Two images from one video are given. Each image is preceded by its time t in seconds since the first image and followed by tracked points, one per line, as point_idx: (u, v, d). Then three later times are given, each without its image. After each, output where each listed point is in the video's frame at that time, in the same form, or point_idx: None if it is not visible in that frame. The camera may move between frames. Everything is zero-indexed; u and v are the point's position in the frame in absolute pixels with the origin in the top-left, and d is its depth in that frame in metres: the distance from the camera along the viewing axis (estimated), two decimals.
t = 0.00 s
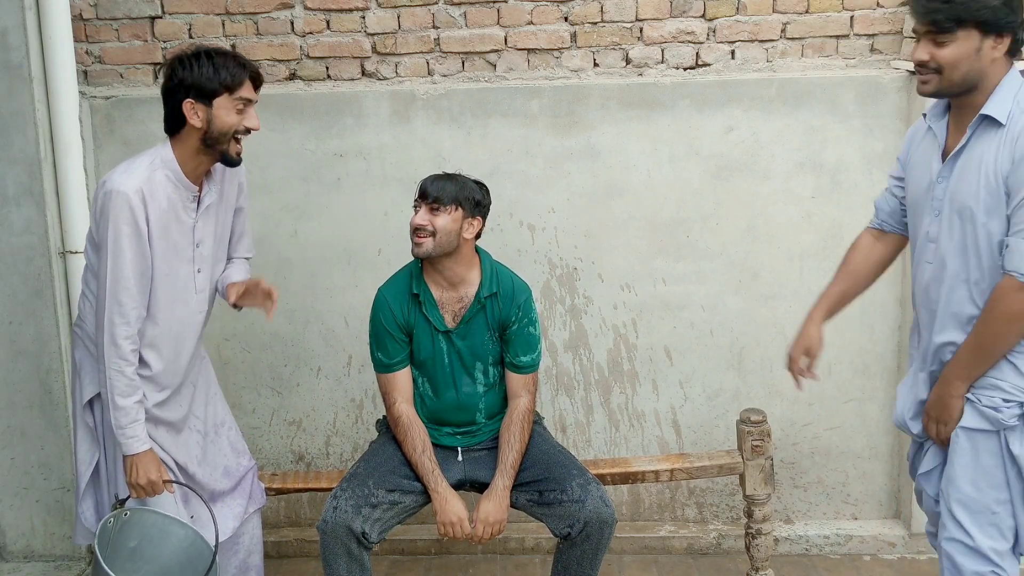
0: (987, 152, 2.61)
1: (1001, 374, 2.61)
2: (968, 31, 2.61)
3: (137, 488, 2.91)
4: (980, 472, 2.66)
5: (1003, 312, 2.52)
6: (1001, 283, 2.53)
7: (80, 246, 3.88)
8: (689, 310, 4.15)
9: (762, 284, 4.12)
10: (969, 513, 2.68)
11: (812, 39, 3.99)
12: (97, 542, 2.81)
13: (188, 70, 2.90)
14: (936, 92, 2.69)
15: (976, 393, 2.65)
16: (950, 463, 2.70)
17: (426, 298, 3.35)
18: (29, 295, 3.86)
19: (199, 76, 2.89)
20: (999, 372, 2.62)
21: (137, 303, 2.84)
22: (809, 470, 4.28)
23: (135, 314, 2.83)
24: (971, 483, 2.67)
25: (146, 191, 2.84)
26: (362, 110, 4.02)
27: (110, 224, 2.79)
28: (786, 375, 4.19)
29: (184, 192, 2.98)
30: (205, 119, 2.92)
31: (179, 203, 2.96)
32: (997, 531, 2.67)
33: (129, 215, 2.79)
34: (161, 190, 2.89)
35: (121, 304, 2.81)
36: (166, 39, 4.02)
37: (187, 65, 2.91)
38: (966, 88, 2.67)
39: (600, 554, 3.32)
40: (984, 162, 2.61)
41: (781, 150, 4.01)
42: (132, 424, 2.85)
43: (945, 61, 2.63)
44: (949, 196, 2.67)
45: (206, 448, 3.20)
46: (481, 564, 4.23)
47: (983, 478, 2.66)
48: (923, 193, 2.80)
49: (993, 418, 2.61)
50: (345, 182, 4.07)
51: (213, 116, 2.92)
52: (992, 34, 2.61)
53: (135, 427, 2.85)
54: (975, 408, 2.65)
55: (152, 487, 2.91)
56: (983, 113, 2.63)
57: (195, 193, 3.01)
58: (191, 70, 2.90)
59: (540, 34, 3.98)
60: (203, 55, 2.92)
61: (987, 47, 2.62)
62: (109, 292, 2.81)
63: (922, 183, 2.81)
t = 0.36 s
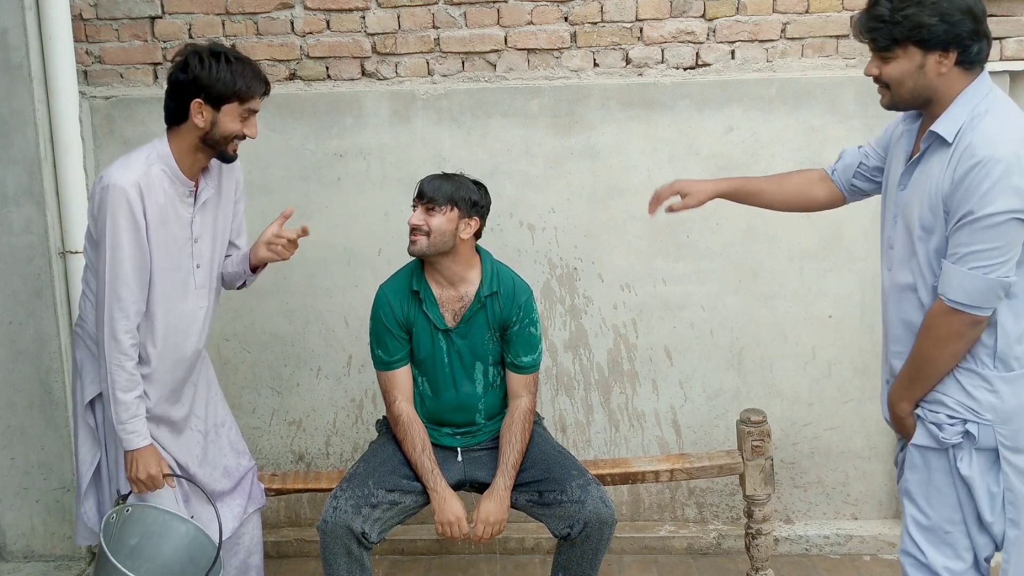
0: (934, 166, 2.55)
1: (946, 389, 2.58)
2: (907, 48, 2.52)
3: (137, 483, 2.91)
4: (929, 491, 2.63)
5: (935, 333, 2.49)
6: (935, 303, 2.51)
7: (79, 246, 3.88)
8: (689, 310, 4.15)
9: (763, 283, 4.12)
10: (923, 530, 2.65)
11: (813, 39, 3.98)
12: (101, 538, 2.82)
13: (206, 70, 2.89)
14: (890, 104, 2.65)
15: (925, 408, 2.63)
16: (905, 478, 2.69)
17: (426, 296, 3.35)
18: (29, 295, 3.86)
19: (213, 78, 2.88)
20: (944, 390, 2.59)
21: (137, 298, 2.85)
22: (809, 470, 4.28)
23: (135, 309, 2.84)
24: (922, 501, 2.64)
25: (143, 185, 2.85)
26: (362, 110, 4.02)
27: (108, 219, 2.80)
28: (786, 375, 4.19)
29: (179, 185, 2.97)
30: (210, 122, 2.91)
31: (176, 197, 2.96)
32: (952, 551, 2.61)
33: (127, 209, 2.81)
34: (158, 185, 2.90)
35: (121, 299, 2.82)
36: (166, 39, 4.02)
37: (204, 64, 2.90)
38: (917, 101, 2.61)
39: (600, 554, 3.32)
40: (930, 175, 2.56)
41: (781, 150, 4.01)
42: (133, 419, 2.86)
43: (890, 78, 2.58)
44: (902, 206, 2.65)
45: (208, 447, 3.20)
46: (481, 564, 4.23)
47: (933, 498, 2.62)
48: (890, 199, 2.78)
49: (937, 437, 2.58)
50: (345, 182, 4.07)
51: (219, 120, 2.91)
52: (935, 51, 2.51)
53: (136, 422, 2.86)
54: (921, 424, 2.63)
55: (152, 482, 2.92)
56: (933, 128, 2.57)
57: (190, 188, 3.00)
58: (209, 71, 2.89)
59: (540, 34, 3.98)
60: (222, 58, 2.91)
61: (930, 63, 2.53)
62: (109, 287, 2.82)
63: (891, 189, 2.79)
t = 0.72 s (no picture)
0: (895, 168, 2.44)
1: (927, 400, 2.46)
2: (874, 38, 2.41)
3: (145, 471, 2.90)
4: (908, 505, 2.51)
5: (917, 338, 2.38)
6: (915, 308, 2.39)
7: (79, 246, 3.87)
8: (688, 310, 4.15)
9: (763, 283, 4.12)
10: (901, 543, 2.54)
11: (813, 39, 3.98)
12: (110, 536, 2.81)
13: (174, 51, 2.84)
14: (868, 104, 2.49)
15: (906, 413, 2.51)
16: (884, 491, 2.56)
17: (410, 291, 3.36)
18: (29, 295, 3.86)
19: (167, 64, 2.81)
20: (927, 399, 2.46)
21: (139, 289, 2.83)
22: (809, 470, 4.28)
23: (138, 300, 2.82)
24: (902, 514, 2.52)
25: (138, 176, 2.82)
26: (362, 110, 4.02)
27: (106, 210, 2.78)
28: (786, 375, 4.20)
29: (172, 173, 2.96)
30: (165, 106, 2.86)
31: (170, 185, 2.95)
32: (934, 566, 2.50)
33: (124, 198, 2.78)
34: (150, 175, 2.87)
35: (124, 290, 2.80)
36: (165, 39, 4.02)
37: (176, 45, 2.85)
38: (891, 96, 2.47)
39: (600, 554, 3.31)
40: (892, 177, 2.44)
41: (781, 151, 4.01)
42: (145, 408, 2.86)
43: (878, 71, 2.44)
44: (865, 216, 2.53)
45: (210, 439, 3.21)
46: (481, 564, 4.23)
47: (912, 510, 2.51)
48: (848, 210, 2.66)
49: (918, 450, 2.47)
50: (345, 181, 4.07)
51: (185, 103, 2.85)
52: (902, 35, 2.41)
53: (147, 411, 2.86)
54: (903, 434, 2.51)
55: (160, 472, 2.91)
56: (888, 127, 2.47)
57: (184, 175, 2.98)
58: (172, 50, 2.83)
59: (540, 34, 3.98)
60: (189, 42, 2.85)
61: (913, 54, 2.45)
62: (114, 277, 2.79)
63: (847, 201, 2.67)
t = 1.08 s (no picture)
0: (875, 167, 2.34)
1: (915, 428, 2.37)
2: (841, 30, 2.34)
3: (146, 461, 2.93)
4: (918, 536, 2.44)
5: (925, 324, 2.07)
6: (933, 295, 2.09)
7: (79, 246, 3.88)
8: (688, 310, 4.15)
9: (763, 283, 4.12)
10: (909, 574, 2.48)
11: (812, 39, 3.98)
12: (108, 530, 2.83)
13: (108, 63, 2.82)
14: (849, 102, 2.39)
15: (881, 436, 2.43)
16: (879, 527, 2.51)
17: (415, 301, 3.35)
18: (29, 295, 3.86)
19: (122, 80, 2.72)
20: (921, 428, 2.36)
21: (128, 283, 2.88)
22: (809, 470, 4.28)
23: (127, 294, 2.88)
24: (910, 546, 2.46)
25: (120, 173, 2.87)
26: (362, 110, 4.02)
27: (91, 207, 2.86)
28: (786, 375, 4.20)
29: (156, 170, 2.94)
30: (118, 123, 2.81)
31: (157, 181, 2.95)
32: None
33: (109, 194, 2.85)
34: (136, 171, 2.91)
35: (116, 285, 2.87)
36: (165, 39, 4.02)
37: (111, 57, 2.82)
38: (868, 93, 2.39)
39: (601, 553, 3.32)
40: (874, 178, 2.33)
41: (781, 151, 4.01)
42: (145, 400, 2.91)
43: (860, 63, 2.35)
44: (843, 219, 2.41)
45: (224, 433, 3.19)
46: (481, 564, 4.23)
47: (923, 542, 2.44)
48: (821, 220, 2.55)
49: (921, 481, 2.38)
50: (345, 181, 4.07)
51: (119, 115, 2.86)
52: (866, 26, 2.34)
53: (147, 403, 2.91)
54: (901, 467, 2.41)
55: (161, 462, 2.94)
56: (860, 126, 2.37)
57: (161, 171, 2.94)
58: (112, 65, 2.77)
59: (540, 34, 3.98)
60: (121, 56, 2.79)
61: (888, 47, 2.40)
62: (106, 272, 2.87)
63: (818, 208, 2.56)
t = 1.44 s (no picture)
0: (856, 164, 2.39)
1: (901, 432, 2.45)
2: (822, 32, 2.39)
3: (131, 466, 2.91)
4: (908, 546, 2.52)
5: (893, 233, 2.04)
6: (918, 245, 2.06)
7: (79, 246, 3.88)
8: (688, 310, 4.15)
9: (763, 283, 4.12)
10: None
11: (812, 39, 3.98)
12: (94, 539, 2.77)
13: (130, 69, 2.76)
14: (828, 102, 2.43)
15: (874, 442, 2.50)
16: (865, 542, 2.59)
17: (427, 299, 3.35)
18: (29, 295, 3.86)
19: (184, 75, 2.77)
20: (912, 431, 2.43)
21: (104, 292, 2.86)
22: (809, 470, 4.28)
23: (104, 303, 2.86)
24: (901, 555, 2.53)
25: (94, 179, 2.84)
26: (362, 110, 4.02)
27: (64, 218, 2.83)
28: (786, 375, 4.19)
29: (138, 171, 2.92)
30: (172, 122, 2.81)
31: (136, 182, 2.92)
32: None
33: (79, 204, 2.81)
34: (111, 174, 2.88)
35: (91, 294, 2.84)
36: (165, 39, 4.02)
37: (133, 63, 2.77)
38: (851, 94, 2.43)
39: (600, 554, 3.31)
40: (856, 177, 2.40)
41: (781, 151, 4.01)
42: (127, 406, 2.89)
43: (841, 63, 2.40)
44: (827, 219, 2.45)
45: (217, 432, 3.18)
46: (481, 564, 4.23)
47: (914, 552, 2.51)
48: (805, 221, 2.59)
49: (911, 489, 2.45)
50: (345, 182, 4.07)
51: (145, 121, 2.80)
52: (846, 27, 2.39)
53: (129, 409, 2.89)
54: (891, 475, 2.48)
55: (144, 468, 2.91)
56: (842, 126, 2.42)
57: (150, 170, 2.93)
58: (154, 69, 2.75)
59: (540, 34, 3.98)
60: (152, 59, 2.77)
61: (868, 49, 2.44)
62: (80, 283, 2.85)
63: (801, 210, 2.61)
